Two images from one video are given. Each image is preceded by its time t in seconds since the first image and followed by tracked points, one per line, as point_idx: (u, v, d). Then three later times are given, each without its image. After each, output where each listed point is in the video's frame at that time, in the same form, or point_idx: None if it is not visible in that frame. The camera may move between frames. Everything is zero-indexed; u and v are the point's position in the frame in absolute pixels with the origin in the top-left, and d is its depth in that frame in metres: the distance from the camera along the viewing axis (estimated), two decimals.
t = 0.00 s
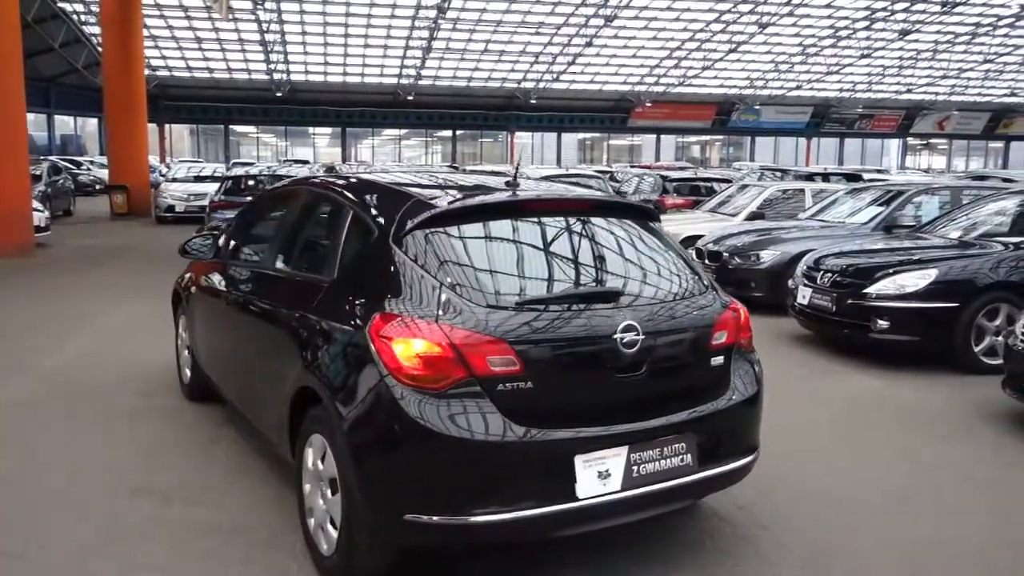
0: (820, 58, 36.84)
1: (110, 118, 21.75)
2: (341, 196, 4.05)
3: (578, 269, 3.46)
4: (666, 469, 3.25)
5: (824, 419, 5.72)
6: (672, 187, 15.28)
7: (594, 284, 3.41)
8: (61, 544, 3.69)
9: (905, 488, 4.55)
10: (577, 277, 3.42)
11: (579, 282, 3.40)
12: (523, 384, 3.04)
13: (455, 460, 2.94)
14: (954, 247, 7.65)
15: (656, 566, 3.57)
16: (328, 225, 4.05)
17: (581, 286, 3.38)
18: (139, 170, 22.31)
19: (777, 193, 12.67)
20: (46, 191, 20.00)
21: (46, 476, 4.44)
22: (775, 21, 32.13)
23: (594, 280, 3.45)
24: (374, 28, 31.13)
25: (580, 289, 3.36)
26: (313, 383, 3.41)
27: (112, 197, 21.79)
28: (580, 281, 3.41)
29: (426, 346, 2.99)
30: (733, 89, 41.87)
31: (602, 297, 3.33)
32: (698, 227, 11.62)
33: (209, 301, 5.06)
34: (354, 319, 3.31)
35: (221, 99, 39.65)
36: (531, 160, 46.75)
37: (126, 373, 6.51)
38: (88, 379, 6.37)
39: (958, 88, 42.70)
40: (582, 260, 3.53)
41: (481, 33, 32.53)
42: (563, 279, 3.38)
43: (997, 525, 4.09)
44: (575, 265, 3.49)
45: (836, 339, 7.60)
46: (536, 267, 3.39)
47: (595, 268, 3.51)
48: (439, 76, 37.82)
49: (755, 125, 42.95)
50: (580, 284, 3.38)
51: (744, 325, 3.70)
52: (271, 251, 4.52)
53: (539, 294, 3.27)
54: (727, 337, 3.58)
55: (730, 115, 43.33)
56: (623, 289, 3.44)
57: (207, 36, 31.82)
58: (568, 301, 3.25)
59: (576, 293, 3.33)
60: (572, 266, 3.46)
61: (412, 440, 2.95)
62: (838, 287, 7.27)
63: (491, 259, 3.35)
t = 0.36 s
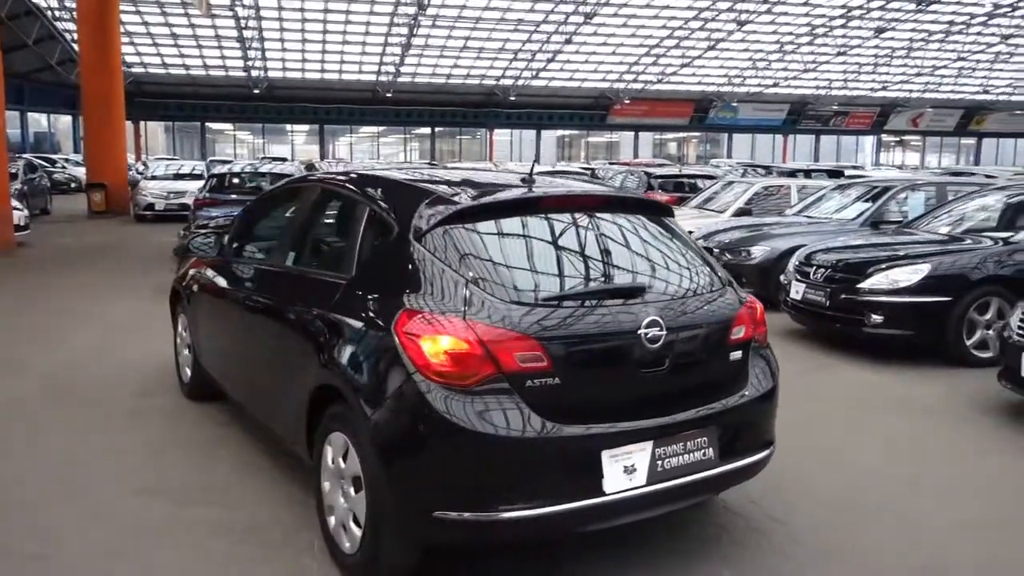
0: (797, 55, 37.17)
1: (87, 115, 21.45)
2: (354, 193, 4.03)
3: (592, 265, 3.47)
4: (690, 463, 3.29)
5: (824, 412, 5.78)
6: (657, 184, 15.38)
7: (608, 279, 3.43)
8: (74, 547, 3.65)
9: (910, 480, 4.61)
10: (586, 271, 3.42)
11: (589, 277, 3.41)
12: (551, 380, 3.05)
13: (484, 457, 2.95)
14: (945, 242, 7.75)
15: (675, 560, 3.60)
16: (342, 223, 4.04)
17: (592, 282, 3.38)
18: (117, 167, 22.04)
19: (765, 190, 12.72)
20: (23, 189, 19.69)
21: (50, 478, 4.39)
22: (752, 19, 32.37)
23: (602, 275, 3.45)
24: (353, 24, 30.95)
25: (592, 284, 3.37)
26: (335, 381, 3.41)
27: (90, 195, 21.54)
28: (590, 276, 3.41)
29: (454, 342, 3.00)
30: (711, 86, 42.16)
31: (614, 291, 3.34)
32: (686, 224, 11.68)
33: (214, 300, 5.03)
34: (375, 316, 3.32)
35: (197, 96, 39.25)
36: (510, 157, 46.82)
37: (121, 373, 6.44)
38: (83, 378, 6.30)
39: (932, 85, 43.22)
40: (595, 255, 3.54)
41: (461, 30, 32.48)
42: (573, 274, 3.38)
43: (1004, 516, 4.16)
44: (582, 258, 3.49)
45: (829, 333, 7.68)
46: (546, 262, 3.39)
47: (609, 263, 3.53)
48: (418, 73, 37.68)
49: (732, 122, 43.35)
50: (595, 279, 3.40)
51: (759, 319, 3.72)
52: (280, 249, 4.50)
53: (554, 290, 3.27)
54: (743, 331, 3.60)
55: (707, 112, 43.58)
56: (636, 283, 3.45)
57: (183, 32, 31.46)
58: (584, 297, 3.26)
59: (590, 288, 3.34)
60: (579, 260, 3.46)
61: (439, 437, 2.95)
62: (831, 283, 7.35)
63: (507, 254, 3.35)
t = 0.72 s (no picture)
0: (771, 50, 37.43)
1: (60, 109, 21.14)
2: (359, 187, 4.05)
3: (598, 255, 3.51)
4: (700, 450, 3.35)
5: (817, 400, 5.87)
6: (638, 177, 15.47)
7: (614, 269, 3.47)
8: (83, 544, 3.64)
9: (905, 466, 4.72)
10: (589, 262, 3.45)
11: (592, 268, 3.44)
12: (567, 369, 3.09)
13: (501, 445, 2.98)
14: (927, 233, 7.90)
15: (683, 546, 3.66)
16: (347, 218, 4.06)
17: (596, 272, 3.41)
18: (91, 163, 21.82)
19: (747, 183, 12.86)
20: None
21: (53, 476, 4.37)
22: (727, 13, 32.55)
23: (605, 265, 3.48)
24: (328, 18, 30.67)
25: (595, 274, 3.40)
26: (347, 373, 3.43)
27: (64, 191, 21.33)
28: (593, 266, 3.45)
29: (471, 333, 3.04)
30: (686, 80, 42.35)
31: (619, 281, 3.38)
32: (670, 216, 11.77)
33: (212, 296, 5.02)
34: (388, 307, 3.35)
35: (170, 90, 38.75)
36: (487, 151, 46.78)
37: (114, 369, 6.40)
38: (73, 376, 6.24)
39: (902, 79, 43.74)
40: (600, 246, 3.58)
41: (437, 24, 32.31)
42: (575, 265, 3.41)
43: (996, 501, 4.27)
44: (584, 248, 3.52)
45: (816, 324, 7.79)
46: (550, 252, 3.42)
47: (614, 254, 3.57)
48: (394, 67, 37.44)
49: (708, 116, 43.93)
50: (602, 269, 3.44)
51: (761, 309, 3.78)
52: (281, 242, 4.50)
53: (562, 280, 3.31)
54: (747, 319, 3.66)
55: (683, 106, 43.76)
56: (640, 273, 3.50)
57: (155, 25, 31.01)
58: (592, 287, 3.30)
59: (596, 279, 3.37)
60: (582, 251, 3.49)
61: (457, 428, 2.99)
62: (818, 274, 7.45)
63: (516, 245, 3.38)
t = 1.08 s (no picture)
0: (745, 48, 37.74)
1: (32, 106, 20.85)
2: (363, 183, 4.09)
3: (603, 249, 3.58)
4: (707, 440, 3.43)
5: (807, 393, 5.98)
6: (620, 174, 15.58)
7: (621, 264, 3.53)
8: (94, 543, 3.64)
9: (896, 457, 4.84)
10: (588, 256, 3.51)
11: (593, 262, 3.49)
12: (580, 362, 3.16)
13: (515, 436, 3.04)
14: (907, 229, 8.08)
15: (690, 534, 3.73)
16: (354, 213, 4.10)
17: (596, 266, 3.47)
18: (64, 161, 21.53)
19: (728, 180, 13.02)
20: None
21: (56, 476, 4.36)
22: (703, 11, 32.80)
23: (604, 259, 3.53)
24: (304, 14, 30.42)
25: (596, 269, 3.46)
26: (359, 367, 3.48)
27: (38, 189, 21.01)
28: (592, 260, 3.50)
29: (485, 326, 3.09)
30: (661, 78, 42.57)
31: (622, 275, 3.44)
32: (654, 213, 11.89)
33: (209, 293, 5.03)
34: (400, 301, 3.41)
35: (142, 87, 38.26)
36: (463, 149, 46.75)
37: (107, 370, 6.37)
38: (66, 377, 6.20)
39: (873, 78, 44.31)
40: (604, 241, 3.64)
41: (414, 20, 32.20)
42: (576, 259, 3.46)
43: (985, 489, 4.40)
44: (584, 243, 3.58)
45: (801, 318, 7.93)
46: (552, 246, 3.47)
47: (617, 248, 3.63)
48: (370, 63, 37.23)
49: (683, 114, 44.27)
50: (607, 264, 3.51)
51: (761, 301, 3.86)
52: (282, 239, 4.52)
53: (571, 274, 3.36)
54: (749, 313, 3.75)
55: (658, 104, 43.99)
56: (640, 267, 3.56)
57: (128, 21, 30.60)
58: (597, 280, 3.36)
59: (599, 272, 3.43)
60: (581, 245, 3.55)
61: (472, 420, 3.04)
62: (802, 269, 7.59)
63: (524, 238, 3.44)
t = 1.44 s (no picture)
0: (717, 43, 38.03)
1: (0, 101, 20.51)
2: (362, 181, 4.10)
3: (604, 246, 3.62)
4: (708, 433, 3.49)
5: (793, 386, 6.08)
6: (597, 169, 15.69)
7: (622, 260, 3.58)
8: (95, 544, 3.62)
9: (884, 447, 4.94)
10: (586, 251, 3.53)
11: (591, 258, 3.53)
12: (586, 357, 3.21)
13: (525, 431, 3.08)
14: (884, 224, 8.24)
15: (687, 523, 3.79)
16: (353, 211, 4.12)
17: (595, 262, 3.50)
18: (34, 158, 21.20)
19: (706, 175, 13.16)
20: None
21: (52, 476, 4.33)
22: (676, 7, 32.99)
23: (602, 255, 3.57)
24: (276, 8, 30.09)
25: (597, 265, 3.49)
26: (366, 364, 3.50)
27: (7, 186, 20.60)
28: (589, 254, 3.53)
29: (495, 323, 3.12)
30: (634, 73, 42.75)
31: (622, 271, 3.48)
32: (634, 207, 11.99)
33: (203, 290, 5.02)
34: (405, 298, 3.43)
35: (111, 82, 37.69)
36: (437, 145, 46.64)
37: (94, 370, 6.32)
38: (51, 377, 6.13)
39: (843, 74, 44.82)
40: (603, 236, 3.68)
41: (387, 15, 32.01)
42: (575, 255, 3.48)
43: (969, 476, 4.52)
44: (582, 238, 3.61)
45: (782, 312, 8.05)
46: (552, 242, 3.50)
47: (616, 245, 3.68)
48: (343, 58, 36.94)
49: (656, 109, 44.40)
50: (608, 260, 3.55)
51: (757, 296, 3.93)
52: (280, 236, 4.52)
53: (574, 270, 3.40)
54: (746, 308, 3.82)
55: (631, 99, 44.25)
56: (639, 262, 3.60)
57: (96, 14, 30.08)
58: (598, 276, 3.39)
59: (597, 267, 3.47)
60: (578, 240, 3.57)
61: (482, 415, 3.08)
62: (784, 264, 7.71)
63: (525, 234, 3.47)
